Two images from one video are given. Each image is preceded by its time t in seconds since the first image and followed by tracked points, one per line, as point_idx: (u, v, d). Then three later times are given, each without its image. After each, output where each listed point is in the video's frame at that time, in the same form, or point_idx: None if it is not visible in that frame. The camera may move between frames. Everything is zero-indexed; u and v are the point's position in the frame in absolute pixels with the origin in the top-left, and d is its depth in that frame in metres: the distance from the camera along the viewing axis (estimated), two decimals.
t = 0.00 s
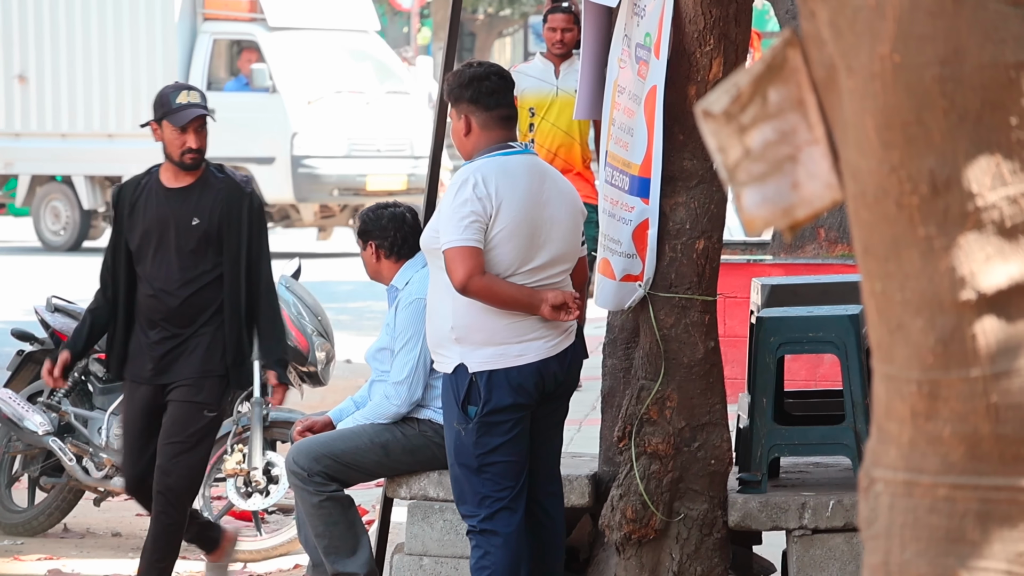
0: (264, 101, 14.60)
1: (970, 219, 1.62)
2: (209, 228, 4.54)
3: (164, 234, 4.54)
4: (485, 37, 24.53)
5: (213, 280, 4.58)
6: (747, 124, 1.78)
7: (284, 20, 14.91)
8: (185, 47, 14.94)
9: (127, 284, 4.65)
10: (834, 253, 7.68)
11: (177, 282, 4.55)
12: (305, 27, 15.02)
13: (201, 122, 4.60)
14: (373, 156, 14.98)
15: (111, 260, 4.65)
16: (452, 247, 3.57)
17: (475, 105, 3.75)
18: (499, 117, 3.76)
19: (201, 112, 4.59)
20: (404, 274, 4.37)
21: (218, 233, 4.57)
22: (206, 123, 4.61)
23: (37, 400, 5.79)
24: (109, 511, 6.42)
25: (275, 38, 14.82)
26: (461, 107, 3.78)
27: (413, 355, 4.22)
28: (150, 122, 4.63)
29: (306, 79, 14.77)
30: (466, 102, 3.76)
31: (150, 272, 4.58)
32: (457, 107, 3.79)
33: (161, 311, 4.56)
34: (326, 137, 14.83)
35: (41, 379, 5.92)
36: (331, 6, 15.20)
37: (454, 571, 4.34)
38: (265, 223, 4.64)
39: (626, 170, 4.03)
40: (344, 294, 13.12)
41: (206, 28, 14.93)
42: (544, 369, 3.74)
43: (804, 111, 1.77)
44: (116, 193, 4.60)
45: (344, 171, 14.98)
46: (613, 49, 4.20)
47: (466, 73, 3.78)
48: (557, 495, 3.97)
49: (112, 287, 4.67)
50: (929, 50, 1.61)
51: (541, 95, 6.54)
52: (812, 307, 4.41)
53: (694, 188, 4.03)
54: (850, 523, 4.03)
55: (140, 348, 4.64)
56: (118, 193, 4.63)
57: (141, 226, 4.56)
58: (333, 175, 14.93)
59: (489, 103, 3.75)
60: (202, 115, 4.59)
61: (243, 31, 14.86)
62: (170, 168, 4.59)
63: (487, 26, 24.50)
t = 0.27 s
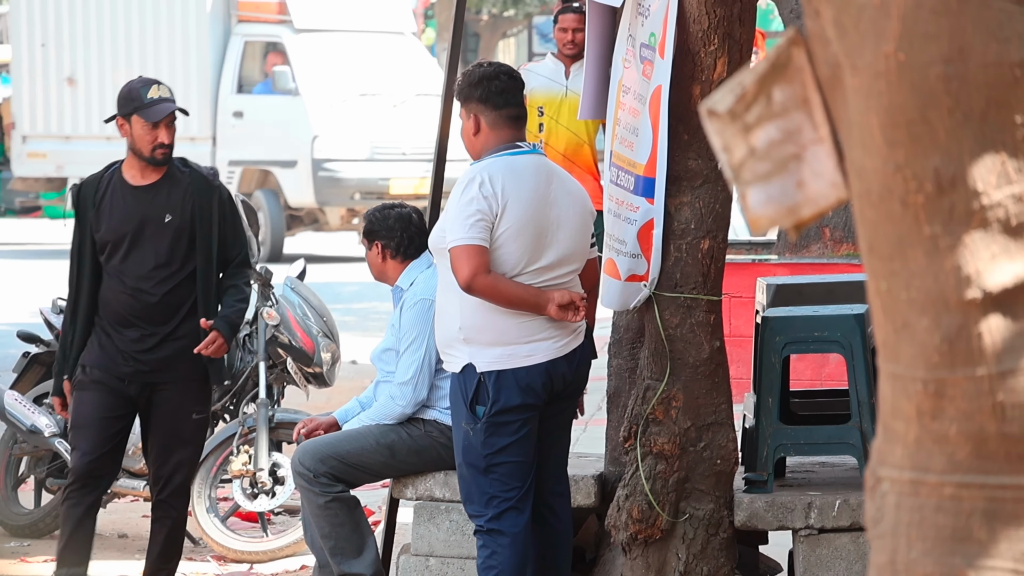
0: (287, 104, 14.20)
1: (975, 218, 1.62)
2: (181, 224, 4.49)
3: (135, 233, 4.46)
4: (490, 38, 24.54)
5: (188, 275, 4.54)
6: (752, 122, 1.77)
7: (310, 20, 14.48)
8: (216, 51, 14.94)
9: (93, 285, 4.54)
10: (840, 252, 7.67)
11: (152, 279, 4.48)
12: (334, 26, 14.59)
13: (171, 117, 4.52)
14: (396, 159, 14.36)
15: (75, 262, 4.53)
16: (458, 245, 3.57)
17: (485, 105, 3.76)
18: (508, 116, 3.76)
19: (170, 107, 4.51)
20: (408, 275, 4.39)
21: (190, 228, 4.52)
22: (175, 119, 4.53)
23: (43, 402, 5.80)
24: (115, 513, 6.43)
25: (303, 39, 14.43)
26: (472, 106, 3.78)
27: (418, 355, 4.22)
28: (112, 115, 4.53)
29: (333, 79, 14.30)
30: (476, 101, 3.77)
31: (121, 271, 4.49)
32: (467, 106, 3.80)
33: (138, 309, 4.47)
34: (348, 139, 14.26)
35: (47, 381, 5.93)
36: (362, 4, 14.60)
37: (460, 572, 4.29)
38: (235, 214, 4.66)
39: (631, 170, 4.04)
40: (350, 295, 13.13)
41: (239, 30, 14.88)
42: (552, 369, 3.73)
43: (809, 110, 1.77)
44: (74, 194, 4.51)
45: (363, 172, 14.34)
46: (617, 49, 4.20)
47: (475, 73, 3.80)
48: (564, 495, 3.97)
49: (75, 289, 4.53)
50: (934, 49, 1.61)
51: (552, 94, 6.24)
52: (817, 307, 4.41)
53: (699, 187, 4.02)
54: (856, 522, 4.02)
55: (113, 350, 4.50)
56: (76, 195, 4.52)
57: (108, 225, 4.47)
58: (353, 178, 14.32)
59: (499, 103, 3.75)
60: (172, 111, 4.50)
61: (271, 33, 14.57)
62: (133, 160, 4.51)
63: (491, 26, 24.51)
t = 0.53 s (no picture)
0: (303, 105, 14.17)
1: (976, 216, 1.62)
2: (146, 242, 4.01)
3: (95, 251, 3.98)
4: (492, 36, 24.56)
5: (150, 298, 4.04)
6: (753, 121, 1.77)
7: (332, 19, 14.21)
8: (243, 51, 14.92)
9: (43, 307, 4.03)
10: (841, 250, 7.66)
11: (113, 298, 3.98)
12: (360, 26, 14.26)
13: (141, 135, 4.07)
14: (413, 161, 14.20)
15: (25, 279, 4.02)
16: (458, 244, 3.58)
17: (485, 103, 3.76)
18: (509, 115, 3.76)
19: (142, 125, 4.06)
20: (411, 272, 4.39)
21: (156, 248, 4.04)
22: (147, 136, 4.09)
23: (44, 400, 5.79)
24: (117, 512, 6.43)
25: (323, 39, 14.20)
26: (473, 104, 3.79)
27: (420, 353, 4.23)
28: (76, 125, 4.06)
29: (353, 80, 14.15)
30: (476, 99, 3.77)
31: (78, 289, 3.99)
32: (468, 104, 3.80)
33: (97, 330, 3.96)
34: (363, 140, 14.18)
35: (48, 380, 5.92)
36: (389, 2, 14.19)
37: (461, 569, 4.29)
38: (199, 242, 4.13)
39: (633, 168, 4.04)
40: (352, 293, 13.13)
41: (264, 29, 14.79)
42: (555, 367, 3.73)
43: (810, 108, 1.78)
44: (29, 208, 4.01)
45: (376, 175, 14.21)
46: (619, 47, 4.20)
47: (476, 71, 3.80)
48: (566, 494, 3.97)
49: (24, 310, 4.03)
50: (935, 47, 1.61)
51: (553, 92, 6.27)
52: (819, 305, 4.40)
53: (700, 186, 4.02)
54: (858, 520, 4.03)
55: (66, 373, 3.98)
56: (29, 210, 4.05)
57: (64, 239, 3.99)
58: (366, 180, 14.21)
59: (499, 101, 3.75)
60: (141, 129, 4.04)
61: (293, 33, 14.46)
62: (92, 176, 4.02)
63: (492, 24, 24.52)
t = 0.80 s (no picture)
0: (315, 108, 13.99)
1: (980, 214, 1.62)
2: (125, 237, 4.29)
3: (73, 245, 4.23)
4: (495, 35, 24.57)
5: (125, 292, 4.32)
6: (756, 120, 1.78)
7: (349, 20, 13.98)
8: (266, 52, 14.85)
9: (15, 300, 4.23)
10: (845, 249, 7.66)
11: (92, 293, 4.25)
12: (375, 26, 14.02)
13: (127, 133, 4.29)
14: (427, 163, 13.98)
15: None
16: (460, 242, 3.58)
17: (494, 101, 3.76)
18: (517, 113, 3.76)
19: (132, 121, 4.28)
20: (416, 270, 4.39)
21: (131, 244, 4.32)
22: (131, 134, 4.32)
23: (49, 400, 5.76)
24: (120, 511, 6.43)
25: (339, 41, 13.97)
26: (481, 102, 3.79)
27: (424, 352, 4.23)
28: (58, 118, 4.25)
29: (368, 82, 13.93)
30: (484, 97, 3.78)
31: (54, 283, 4.22)
32: (477, 101, 3.80)
33: (76, 324, 4.23)
34: (377, 143, 13.98)
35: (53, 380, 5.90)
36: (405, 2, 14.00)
37: (465, 569, 4.27)
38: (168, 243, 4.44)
39: (636, 167, 4.04)
40: (356, 293, 13.13)
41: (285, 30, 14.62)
42: (559, 366, 3.73)
43: (814, 107, 1.77)
44: (5, 200, 4.21)
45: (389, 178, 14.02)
46: (622, 46, 4.20)
47: (485, 69, 3.80)
48: (570, 493, 3.97)
49: None
50: (939, 45, 1.61)
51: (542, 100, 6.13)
52: (822, 304, 4.40)
53: (704, 185, 4.02)
54: (861, 519, 4.03)
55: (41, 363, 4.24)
56: None
57: (43, 235, 4.20)
58: (376, 184, 14.04)
59: (508, 99, 3.75)
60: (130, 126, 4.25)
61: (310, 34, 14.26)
62: (69, 166, 4.23)
63: (496, 24, 24.53)
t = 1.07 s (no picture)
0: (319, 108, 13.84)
1: (977, 214, 1.62)
2: (122, 249, 4.18)
3: (69, 256, 4.09)
4: (492, 34, 24.58)
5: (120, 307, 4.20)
6: (753, 119, 1.78)
7: (355, 19, 13.75)
8: (278, 50, 14.79)
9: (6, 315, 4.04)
10: (842, 249, 7.66)
11: (90, 306, 4.11)
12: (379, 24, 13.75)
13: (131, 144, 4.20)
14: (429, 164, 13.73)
15: None
16: (460, 239, 3.58)
17: (497, 99, 3.75)
18: (520, 111, 3.75)
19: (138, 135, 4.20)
20: (414, 268, 4.41)
21: (128, 257, 4.20)
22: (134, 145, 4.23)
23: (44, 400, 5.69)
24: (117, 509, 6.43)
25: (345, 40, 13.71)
26: (483, 100, 3.78)
27: (421, 349, 4.23)
28: (62, 125, 4.12)
29: (372, 81, 13.71)
30: (487, 95, 3.77)
31: (48, 296, 4.07)
32: (479, 99, 3.79)
33: (75, 337, 4.08)
34: (378, 142, 13.72)
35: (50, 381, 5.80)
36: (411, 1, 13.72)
37: (462, 567, 4.26)
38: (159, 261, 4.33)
39: (632, 167, 4.03)
40: (353, 292, 13.12)
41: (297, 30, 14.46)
42: (558, 365, 3.73)
43: (811, 107, 1.78)
44: None
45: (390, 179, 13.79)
46: (619, 45, 4.20)
47: (488, 67, 3.79)
48: (568, 492, 3.97)
49: None
50: (937, 45, 1.61)
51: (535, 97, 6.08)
52: (820, 303, 4.40)
53: (701, 184, 4.03)
54: (858, 518, 4.03)
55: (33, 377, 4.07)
56: None
57: (38, 246, 4.06)
58: (377, 184, 13.78)
59: (511, 97, 3.74)
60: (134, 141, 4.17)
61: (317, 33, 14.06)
62: (70, 176, 4.09)
63: (493, 22, 24.55)
